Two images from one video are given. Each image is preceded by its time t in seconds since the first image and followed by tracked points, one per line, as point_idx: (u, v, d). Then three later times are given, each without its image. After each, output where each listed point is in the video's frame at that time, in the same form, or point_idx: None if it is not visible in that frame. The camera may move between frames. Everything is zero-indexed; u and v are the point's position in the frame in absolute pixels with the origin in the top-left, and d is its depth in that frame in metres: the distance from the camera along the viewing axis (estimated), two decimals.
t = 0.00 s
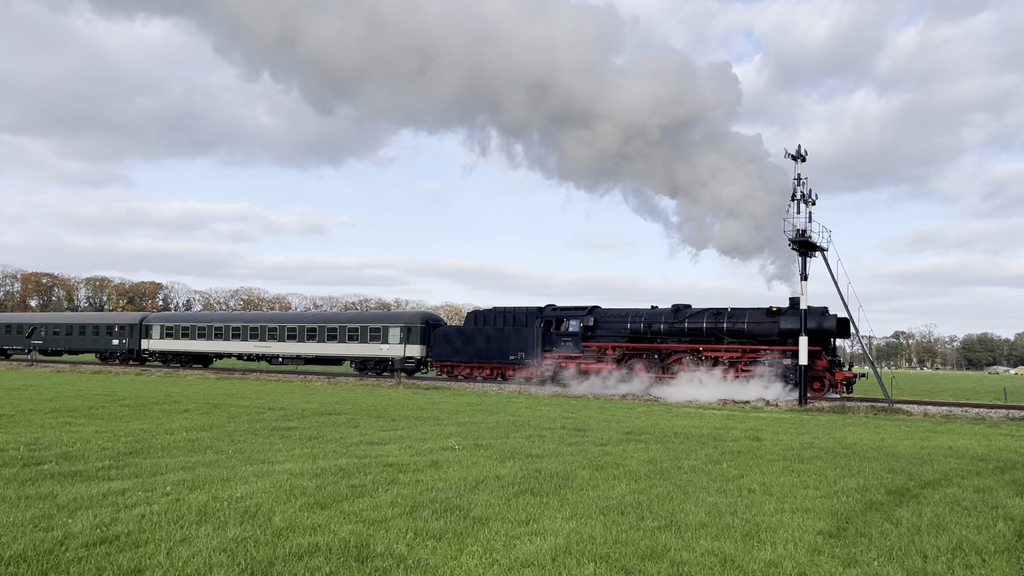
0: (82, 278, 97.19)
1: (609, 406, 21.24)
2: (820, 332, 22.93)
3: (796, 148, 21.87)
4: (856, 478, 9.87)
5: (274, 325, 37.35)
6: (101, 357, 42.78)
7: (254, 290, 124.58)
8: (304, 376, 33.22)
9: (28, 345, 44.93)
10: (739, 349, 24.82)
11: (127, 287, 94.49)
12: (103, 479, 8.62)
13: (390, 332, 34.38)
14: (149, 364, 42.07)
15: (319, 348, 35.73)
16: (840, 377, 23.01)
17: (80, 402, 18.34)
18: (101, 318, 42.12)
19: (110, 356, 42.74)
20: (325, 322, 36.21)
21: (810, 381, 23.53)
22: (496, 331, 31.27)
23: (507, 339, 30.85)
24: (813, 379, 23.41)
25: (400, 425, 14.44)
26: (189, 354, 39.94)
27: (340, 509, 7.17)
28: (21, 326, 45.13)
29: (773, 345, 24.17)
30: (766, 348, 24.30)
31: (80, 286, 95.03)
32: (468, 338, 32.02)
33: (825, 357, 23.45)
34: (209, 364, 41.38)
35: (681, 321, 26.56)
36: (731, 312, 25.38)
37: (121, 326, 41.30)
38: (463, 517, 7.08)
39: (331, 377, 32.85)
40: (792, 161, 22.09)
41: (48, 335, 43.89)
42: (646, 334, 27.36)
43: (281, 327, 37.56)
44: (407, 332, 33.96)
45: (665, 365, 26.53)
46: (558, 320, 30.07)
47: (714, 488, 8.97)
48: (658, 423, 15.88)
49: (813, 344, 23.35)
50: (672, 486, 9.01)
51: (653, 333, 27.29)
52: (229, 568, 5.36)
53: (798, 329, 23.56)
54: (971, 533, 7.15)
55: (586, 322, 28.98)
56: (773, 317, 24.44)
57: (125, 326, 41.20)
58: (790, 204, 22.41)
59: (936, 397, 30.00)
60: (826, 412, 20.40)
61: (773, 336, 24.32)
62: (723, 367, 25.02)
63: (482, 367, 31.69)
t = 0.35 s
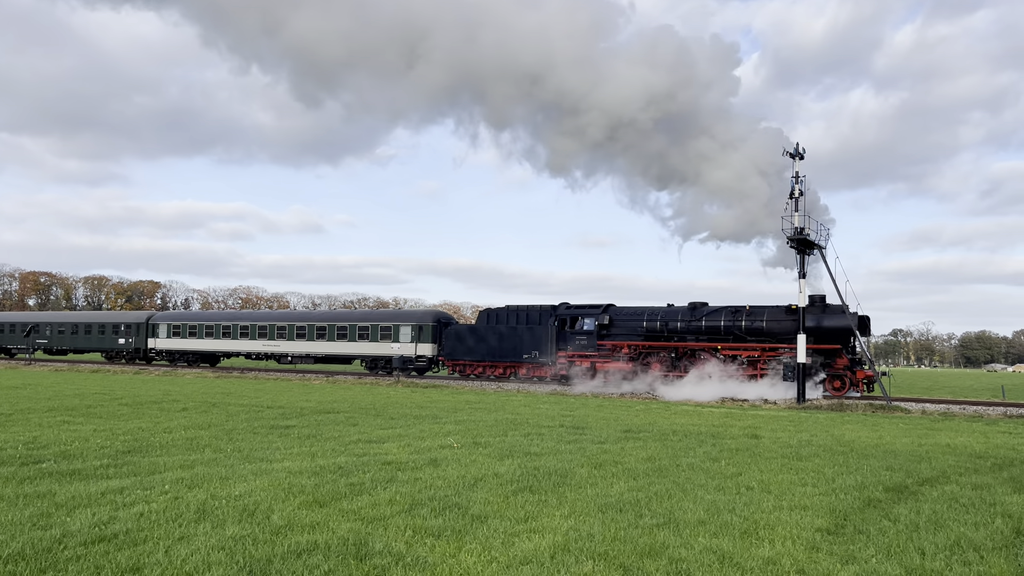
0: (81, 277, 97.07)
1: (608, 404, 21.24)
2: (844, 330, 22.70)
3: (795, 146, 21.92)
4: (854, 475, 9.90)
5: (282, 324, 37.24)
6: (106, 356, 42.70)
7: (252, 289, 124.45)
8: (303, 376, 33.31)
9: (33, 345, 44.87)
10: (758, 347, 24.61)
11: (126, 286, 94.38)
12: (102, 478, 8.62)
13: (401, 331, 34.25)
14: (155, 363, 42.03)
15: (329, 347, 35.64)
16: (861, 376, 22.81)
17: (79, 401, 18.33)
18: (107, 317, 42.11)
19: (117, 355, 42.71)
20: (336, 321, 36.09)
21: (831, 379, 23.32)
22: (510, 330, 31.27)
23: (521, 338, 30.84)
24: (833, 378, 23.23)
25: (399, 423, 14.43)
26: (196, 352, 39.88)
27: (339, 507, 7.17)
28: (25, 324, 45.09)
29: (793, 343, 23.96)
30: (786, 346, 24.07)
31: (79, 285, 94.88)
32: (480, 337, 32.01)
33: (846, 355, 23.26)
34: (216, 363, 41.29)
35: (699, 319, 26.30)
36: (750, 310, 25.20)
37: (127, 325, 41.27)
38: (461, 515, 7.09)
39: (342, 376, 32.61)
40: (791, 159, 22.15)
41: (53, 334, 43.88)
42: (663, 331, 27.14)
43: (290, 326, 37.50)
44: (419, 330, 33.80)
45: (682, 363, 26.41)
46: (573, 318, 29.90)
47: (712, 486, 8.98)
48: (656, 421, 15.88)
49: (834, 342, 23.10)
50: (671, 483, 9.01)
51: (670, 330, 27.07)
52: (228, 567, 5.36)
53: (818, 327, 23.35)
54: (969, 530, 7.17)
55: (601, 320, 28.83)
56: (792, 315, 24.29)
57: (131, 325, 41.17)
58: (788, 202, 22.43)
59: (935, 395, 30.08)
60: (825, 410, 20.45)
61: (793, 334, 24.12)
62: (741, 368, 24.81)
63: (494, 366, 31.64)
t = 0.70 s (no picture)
0: (82, 276, 97.02)
1: (607, 402, 21.25)
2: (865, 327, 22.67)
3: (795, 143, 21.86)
4: (854, 472, 9.91)
5: (292, 323, 37.10)
6: (114, 355, 42.71)
7: (251, 287, 124.46)
8: (302, 373, 33.49)
9: (40, 343, 44.83)
10: (778, 345, 24.55)
11: (125, 284, 94.40)
12: (101, 476, 8.63)
13: (413, 329, 33.91)
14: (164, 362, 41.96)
15: (340, 346, 35.47)
16: (884, 375, 22.54)
17: (78, 400, 18.30)
18: (115, 316, 42.07)
19: (124, 354, 42.69)
20: (347, 318, 35.83)
21: (853, 378, 23.20)
22: (524, 328, 31.19)
23: (535, 336, 30.79)
24: (855, 376, 23.10)
25: (398, 421, 14.43)
26: (205, 351, 39.81)
27: (338, 505, 7.18)
28: (31, 323, 45.07)
29: (814, 342, 23.74)
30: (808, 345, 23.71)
31: (78, 283, 94.77)
32: (494, 336, 31.89)
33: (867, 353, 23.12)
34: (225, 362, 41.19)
35: (717, 318, 26.06)
36: (769, 307, 25.04)
37: (134, 324, 41.25)
38: (461, 513, 7.09)
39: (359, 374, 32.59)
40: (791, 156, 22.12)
41: (60, 332, 43.90)
42: (681, 330, 27.01)
43: (301, 324, 37.40)
44: (431, 328, 33.53)
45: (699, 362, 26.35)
46: (588, 316, 29.81)
47: (712, 484, 8.99)
48: (656, 419, 15.89)
49: (855, 340, 23.06)
50: (670, 481, 9.02)
51: (687, 329, 26.84)
52: (228, 565, 5.37)
53: (840, 325, 23.17)
54: (969, 527, 7.17)
55: (617, 318, 28.68)
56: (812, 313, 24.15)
57: (139, 324, 41.15)
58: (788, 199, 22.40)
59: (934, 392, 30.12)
60: (824, 407, 20.49)
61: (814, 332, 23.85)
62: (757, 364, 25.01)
63: (509, 365, 31.61)
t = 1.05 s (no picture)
0: (82, 275, 96.98)
1: (608, 400, 21.26)
2: (890, 325, 22.20)
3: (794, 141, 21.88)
4: (855, 469, 9.90)
5: (305, 321, 37.04)
6: (122, 354, 42.72)
7: (251, 286, 124.57)
8: (302, 373, 32.46)
9: (47, 343, 44.84)
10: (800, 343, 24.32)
11: (126, 283, 94.52)
12: (102, 475, 8.63)
13: (427, 327, 33.67)
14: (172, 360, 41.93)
15: (352, 344, 35.29)
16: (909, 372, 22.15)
17: (79, 399, 18.28)
18: (122, 315, 42.02)
19: (132, 353, 42.70)
20: (359, 318, 35.72)
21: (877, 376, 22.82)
22: (540, 326, 30.96)
23: (552, 334, 30.62)
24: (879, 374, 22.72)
25: (400, 419, 14.43)
26: (216, 350, 39.84)
27: (339, 503, 7.19)
28: (39, 322, 45.10)
29: (836, 339, 23.56)
30: (830, 343, 23.61)
31: (78, 282, 94.77)
32: (510, 334, 31.67)
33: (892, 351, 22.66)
34: (234, 361, 41.20)
35: (738, 315, 25.65)
36: (791, 305, 24.71)
37: (143, 323, 41.24)
38: (462, 510, 7.09)
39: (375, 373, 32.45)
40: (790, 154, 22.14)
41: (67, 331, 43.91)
42: (700, 328, 26.66)
43: (311, 323, 37.32)
44: (445, 326, 33.28)
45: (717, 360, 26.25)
46: (606, 314, 29.52)
47: (713, 481, 8.98)
48: (657, 416, 15.89)
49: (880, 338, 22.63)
50: (671, 478, 9.02)
51: (707, 327, 26.53)
52: (230, 563, 5.37)
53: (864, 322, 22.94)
54: (970, 524, 7.17)
55: (635, 316, 28.39)
56: (836, 310, 23.73)
57: (148, 323, 41.14)
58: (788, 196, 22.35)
59: (936, 390, 30.16)
60: (825, 404, 20.48)
61: (836, 329, 23.66)
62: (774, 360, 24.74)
63: (524, 363, 31.48)
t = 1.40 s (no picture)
0: (84, 275, 97.04)
1: (610, 398, 21.25)
2: (917, 322, 21.86)
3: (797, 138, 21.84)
4: (858, 467, 9.89)
5: (317, 320, 36.96)
6: (132, 354, 42.73)
7: (254, 285, 124.83)
8: (304, 373, 31.78)
9: (56, 342, 44.90)
10: (824, 342, 24.08)
11: (128, 283, 94.71)
12: (106, 474, 8.62)
13: (441, 325, 33.57)
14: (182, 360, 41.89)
15: (366, 343, 35.22)
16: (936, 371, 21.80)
17: (82, 398, 18.27)
18: (133, 314, 42.01)
19: (142, 352, 42.70)
20: (372, 316, 35.64)
21: (903, 375, 22.48)
22: (557, 325, 30.56)
23: (569, 333, 30.22)
24: (905, 373, 22.38)
25: (403, 418, 14.43)
26: (228, 349, 39.87)
27: (342, 502, 7.18)
28: (48, 322, 45.17)
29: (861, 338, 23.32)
30: (855, 342, 23.35)
31: (80, 282, 94.85)
32: (526, 332, 31.35)
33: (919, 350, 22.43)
34: (245, 360, 41.20)
35: (760, 314, 25.38)
36: (815, 302, 24.41)
37: (154, 322, 41.24)
38: (465, 509, 7.09)
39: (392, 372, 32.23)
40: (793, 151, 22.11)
41: (77, 331, 43.94)
42: (721, 326, 26.41)
43: (322, 322, 37.30)
44: (461, 325, 33.10)
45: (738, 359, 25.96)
46: (624, 312, 29.18)
47: (715, 479, 8.97)
48: (660, 414, 15.89)
49: (907, 336, 22.32)
50: (674, 477, 9.01)
51: (728, 325, 26.27)
52: (233, 561, 5.37)
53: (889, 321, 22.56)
54: (973, 522, 7.15)
55: (655, 314, 28.00)
56: (860, 307, 23.40)
57: (158, 322, 41.15)
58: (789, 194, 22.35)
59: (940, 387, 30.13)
60: (827, 402, 20.46)
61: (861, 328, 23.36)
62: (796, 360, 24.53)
63: (541, 362, 31.13)
